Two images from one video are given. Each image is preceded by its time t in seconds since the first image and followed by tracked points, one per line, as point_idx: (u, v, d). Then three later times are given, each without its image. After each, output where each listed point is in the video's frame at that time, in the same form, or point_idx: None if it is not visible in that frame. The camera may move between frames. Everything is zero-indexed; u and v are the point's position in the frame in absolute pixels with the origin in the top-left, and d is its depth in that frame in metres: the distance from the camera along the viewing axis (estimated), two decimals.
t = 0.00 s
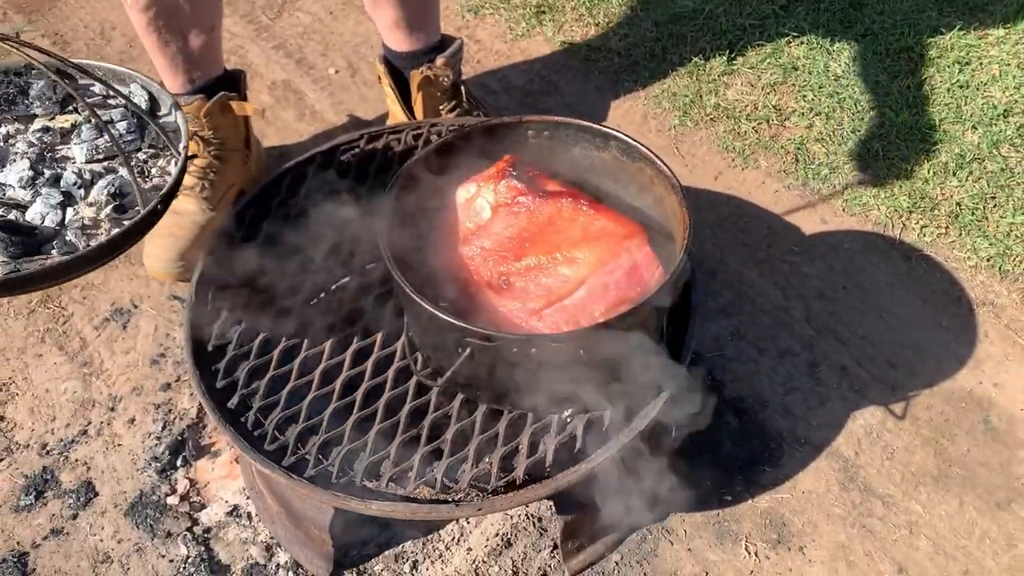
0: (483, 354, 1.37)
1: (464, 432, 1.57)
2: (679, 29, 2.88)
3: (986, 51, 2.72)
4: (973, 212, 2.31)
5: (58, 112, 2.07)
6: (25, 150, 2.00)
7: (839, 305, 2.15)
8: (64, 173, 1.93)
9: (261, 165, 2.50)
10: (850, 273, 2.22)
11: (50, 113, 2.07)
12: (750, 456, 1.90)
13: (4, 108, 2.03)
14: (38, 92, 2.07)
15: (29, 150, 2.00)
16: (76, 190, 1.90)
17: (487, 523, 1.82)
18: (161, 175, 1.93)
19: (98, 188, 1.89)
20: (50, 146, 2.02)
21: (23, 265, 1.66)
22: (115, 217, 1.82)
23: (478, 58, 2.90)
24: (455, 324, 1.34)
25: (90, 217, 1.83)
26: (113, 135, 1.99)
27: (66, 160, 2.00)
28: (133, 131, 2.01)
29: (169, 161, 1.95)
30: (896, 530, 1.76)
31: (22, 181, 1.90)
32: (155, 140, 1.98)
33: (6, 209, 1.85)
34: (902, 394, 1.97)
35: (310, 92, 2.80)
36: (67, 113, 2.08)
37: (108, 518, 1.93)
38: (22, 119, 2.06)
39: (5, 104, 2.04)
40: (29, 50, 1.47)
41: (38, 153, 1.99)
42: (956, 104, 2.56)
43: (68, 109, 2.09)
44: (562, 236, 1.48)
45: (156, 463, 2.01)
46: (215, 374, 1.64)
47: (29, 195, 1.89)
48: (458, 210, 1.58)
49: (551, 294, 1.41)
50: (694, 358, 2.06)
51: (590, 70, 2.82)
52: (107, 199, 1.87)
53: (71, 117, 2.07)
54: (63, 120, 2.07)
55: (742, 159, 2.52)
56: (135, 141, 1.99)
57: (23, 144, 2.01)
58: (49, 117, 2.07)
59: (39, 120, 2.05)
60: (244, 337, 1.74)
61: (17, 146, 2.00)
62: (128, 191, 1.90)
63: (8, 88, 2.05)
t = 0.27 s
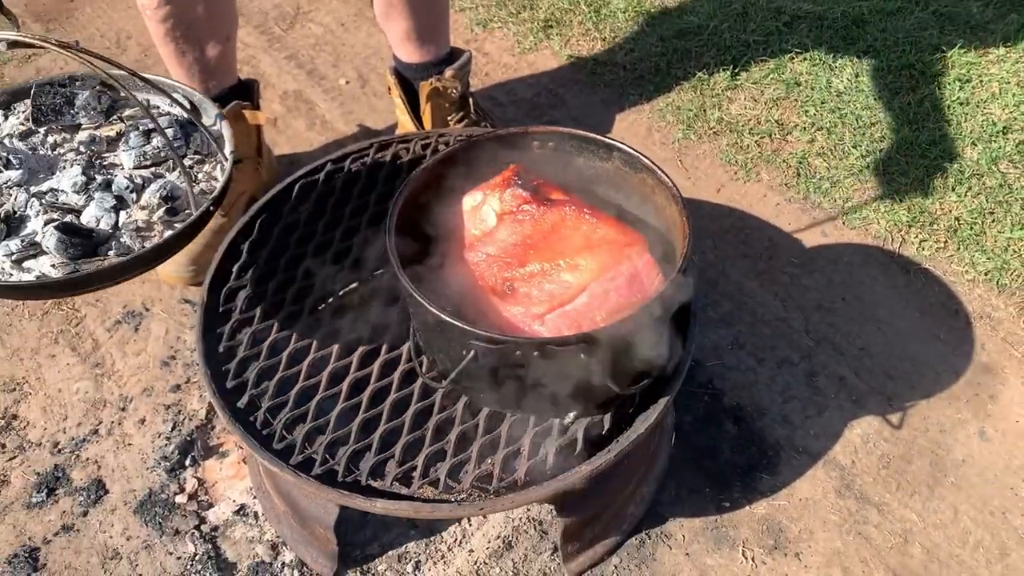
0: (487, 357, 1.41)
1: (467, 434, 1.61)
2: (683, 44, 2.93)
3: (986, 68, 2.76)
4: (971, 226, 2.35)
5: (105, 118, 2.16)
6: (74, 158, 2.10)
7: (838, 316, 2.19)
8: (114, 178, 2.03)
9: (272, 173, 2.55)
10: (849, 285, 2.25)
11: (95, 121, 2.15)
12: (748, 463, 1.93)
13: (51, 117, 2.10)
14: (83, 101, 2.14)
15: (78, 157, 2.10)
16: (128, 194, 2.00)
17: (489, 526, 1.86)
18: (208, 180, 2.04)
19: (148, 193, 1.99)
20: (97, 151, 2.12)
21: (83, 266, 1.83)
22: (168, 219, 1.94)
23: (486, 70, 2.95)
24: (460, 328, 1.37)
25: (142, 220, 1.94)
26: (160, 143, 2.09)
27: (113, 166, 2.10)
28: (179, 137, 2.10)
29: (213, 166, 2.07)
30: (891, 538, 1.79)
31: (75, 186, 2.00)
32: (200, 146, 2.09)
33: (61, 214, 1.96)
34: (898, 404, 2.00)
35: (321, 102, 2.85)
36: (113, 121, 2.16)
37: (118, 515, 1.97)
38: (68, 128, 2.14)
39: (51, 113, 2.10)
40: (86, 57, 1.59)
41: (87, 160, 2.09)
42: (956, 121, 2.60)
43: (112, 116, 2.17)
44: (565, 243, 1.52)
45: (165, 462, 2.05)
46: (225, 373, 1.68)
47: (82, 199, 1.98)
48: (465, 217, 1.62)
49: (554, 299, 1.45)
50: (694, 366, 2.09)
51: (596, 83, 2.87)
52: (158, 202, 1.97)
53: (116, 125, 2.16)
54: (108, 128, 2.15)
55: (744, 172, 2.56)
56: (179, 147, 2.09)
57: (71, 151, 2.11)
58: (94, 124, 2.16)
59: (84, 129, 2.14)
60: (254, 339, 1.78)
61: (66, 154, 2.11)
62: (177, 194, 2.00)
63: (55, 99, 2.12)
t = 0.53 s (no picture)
0: (493, 360, 1.44)
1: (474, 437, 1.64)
2: (692, 57, 2.96)
3: (992, 83, 2.79)
4: (975, 240, 2.37)
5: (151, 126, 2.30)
6: (122, 165, 2.23)
7: (842, 327, 2.21)
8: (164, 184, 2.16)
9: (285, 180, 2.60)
10: (853, 296, 2.28)
11: (141, 129, 2.29)
12: (751, 471, 1.95)
13: (100, 126, 2.25)
14: (130, 111, 2.28)
15: (127, 164, 2.22)
16: (178, 200, 2.12)
17: (495, 529, 1.89)
18: (255, 185, 2.17)
19: (198, 197, 2.11)
20: (145, 158, 2.25)
21: (138, 269, 1.97)
22: (218, 223, 2.07)
23: (496, 81, 2.98)
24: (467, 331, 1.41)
25: (193, 224, 2.07)
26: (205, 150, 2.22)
27: (161, 173, 2.22)
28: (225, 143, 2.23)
29: (258, 172, 2.20)
30: (892, 546, 1.81)
31: (128, 194, 2.12)
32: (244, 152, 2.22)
33: (114, 219, 2.09)
34: (901, 415, 2.03)
35: (334, 111, 2.90)
36: (158, 130, 2.30)
37: (130, 514, 2.00)
38: (116, 136, 2.27)
39: (99, 122, 2.25)
40: (138, 62, 1.69)
41: (135, 166, 2.22)
42: (962, 135, 2.63)
43: (157, 125, 2.31)
44: (571, 251, 1.55)
45: (176, 463, 2.08)
46: (238, 375, 1.72)
47: (134, 205, 2.11)
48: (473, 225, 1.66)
49: (559, 305, 1.48)
50: (699, 375, 2.12)
51: (605, 95, 2.90)
52: (208, 206, 2.09)
53: (162, 134, 2.30)
54: (154, 136, 2.29)
55: (751, 184, 2.59)
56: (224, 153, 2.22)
57: (120, 157, 2.24)
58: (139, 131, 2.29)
59: (131, 136, 2.27)
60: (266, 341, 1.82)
61: (114, 160, 2.24)
62: (227, 198, 2.13)
63: (103, 109, 2.27)
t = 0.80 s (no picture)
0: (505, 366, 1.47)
1: (484, 440, 1.67)
2: (704, 68, 2.99)
3: (1000, 97, 2.81)
4: (983, 252, 2.39)
5: (192, 130, 2.04)
6: (163, 169, 1.97)
7: (849, 337, 2.23)
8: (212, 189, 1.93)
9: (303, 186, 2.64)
10: (861, 307, 2.30)
11: (184, 135, 2.03)
12: (758, 478, 1.98)
13: (143, 133, 1.99)
14: (172, 116, 2.03)
15: (172, 168, 1.97)
16: (228, 201, 1.88)
17: (504, 532, 1.92)
18: (301, 187, 1.93)
19: (249, 199, 1.87)
20: (188, 162, 1.99)
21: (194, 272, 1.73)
22: (268, 225, 1.83)
23: (509, 91, 3.01)
24: (480, 337, 1.44)
25: (244, 226, 1.83)
26: (252, 150, 1.98)
27: (205, 178, 1.97)
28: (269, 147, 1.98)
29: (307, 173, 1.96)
30: (897, 554, 1.84)
31: (178, 197, 1.88)
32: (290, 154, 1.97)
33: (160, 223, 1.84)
34: (907, 425, 2.06)
35: (349, 119, 2.95)
36: (200, 134, 2.04)
37: (146, 513, 2.04)
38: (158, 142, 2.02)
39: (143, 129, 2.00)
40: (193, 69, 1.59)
41: (181, 171, 1.96)
42: (971, 148, 2.65)
43: (201, 129, 2.05)
44: (583, 259, 1.59)
45: (192, 463, 2.12)
46: (255, 377, 1.77)
47: (184, 208, 1.86)
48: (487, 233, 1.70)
49: (570, 312, 1.52)
50: (708, 383, 2.14)
51: (616, 105, 2.93)
52: (260, 208, 1.85)
53: (203, 136, 2.02)
54: (196, 140, 2.03)
55: (761, 195, 2.61)
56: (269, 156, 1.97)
57: (164, 163, 1.99)
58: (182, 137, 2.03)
59: (174, 142, 2.01)
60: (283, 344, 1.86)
61: (158, 167, 1.98)
62: (276, 200, 1.89)
63: (146, 114, 2.01)
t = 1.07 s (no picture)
0: (514, 367, 1.51)
1: (493, 440, 1.71)
2: (712, 76, 3.02)
3: (1006, 107, 2.84)
4: (987, 261, 2.42)
5: (223, 130, 2.01)
6: (199, 170, 1.95)
7: (854, 343, 2.26)
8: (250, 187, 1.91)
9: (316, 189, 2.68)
10: (866, 314, 2.33)
11: (214, 135, 2.00)
12: (762, 481, 2.01)
13: (175, 134, 1.97)
14: (203, 116, 2.00)
15: (207, 168, 1.95)
16: (269, 199, 1.89)
17: (511, 531, 1.95)
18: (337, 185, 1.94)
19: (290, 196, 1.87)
20: (221, 162, 1.96)
21: (245, 266, 1.72)
22: (311, 220, 1.82)
23: (519, 97, 3.04)
24: (491, 339, 1.48)
25: (288, 222, 1.83)
26: (286, 149, 1.97)
27: (239, 177, 1.95)
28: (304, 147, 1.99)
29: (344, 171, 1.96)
30: (899, 558, 1.87)
31: (218, 195, 1.86)
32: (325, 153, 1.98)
33: (202, 222, 1.82)
34: (910, 431, 2.09)
35: (361, 124, 2.99)
36: (231, 134, 2.01)
37: (159, 509, 2.06)
38: (190, 143, 2.00)
39: (174, 130, 1.97)
40: (239, 71, 1.61)
41: (217, 171, 1.95)
42: (976, 157, 2.68)
43: (231, 130, 2.03)
44: (592, 264, 1.62)
45: (205, 461, 2.15)
46: (269, 376, 1.81)
47: (224, 205, 1.85)
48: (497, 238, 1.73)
49: (579, 316, 1.55)
50: (713, 387, 2.17)
51: (626, 112, 2.96)
52: (303, 204, 1.85)
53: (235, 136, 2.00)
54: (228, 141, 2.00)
55: (767, 202, 2.63)
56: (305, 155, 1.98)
57: (198, 164, 1.97)
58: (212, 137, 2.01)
59: (206, 144, 1.99)
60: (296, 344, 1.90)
61: (191, 168, 1.95)
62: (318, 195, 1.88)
63: (178, 115, 1.99)
